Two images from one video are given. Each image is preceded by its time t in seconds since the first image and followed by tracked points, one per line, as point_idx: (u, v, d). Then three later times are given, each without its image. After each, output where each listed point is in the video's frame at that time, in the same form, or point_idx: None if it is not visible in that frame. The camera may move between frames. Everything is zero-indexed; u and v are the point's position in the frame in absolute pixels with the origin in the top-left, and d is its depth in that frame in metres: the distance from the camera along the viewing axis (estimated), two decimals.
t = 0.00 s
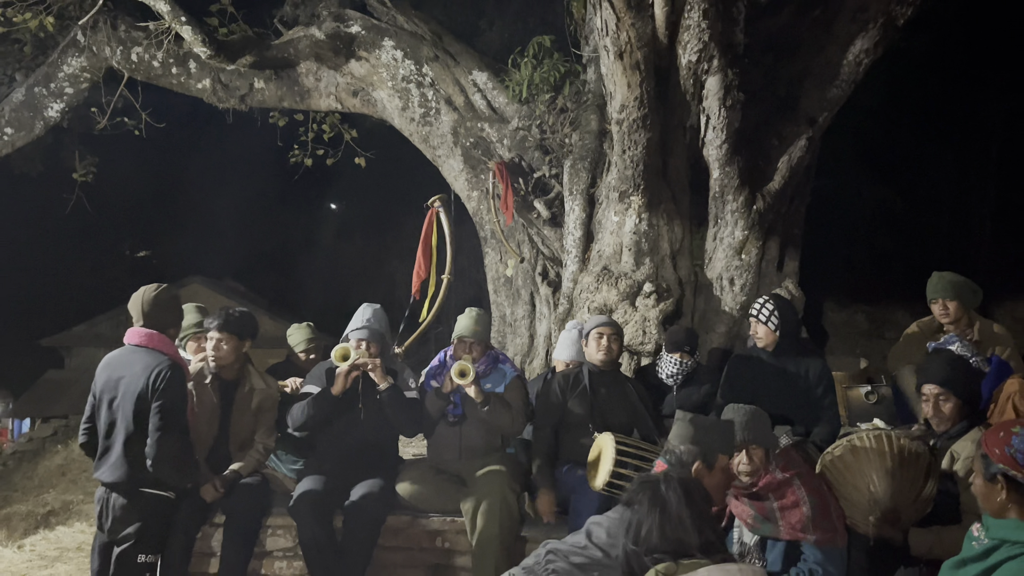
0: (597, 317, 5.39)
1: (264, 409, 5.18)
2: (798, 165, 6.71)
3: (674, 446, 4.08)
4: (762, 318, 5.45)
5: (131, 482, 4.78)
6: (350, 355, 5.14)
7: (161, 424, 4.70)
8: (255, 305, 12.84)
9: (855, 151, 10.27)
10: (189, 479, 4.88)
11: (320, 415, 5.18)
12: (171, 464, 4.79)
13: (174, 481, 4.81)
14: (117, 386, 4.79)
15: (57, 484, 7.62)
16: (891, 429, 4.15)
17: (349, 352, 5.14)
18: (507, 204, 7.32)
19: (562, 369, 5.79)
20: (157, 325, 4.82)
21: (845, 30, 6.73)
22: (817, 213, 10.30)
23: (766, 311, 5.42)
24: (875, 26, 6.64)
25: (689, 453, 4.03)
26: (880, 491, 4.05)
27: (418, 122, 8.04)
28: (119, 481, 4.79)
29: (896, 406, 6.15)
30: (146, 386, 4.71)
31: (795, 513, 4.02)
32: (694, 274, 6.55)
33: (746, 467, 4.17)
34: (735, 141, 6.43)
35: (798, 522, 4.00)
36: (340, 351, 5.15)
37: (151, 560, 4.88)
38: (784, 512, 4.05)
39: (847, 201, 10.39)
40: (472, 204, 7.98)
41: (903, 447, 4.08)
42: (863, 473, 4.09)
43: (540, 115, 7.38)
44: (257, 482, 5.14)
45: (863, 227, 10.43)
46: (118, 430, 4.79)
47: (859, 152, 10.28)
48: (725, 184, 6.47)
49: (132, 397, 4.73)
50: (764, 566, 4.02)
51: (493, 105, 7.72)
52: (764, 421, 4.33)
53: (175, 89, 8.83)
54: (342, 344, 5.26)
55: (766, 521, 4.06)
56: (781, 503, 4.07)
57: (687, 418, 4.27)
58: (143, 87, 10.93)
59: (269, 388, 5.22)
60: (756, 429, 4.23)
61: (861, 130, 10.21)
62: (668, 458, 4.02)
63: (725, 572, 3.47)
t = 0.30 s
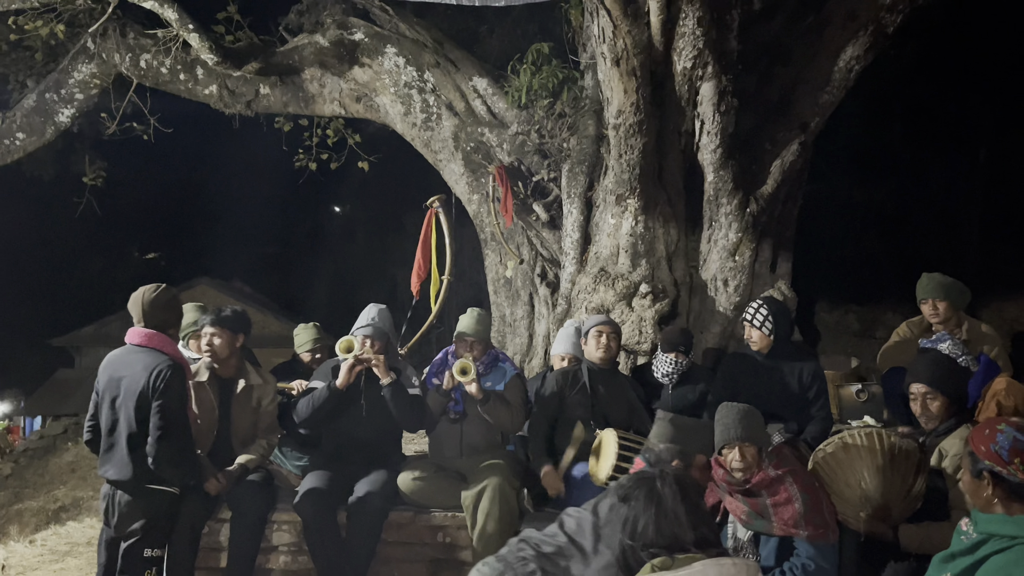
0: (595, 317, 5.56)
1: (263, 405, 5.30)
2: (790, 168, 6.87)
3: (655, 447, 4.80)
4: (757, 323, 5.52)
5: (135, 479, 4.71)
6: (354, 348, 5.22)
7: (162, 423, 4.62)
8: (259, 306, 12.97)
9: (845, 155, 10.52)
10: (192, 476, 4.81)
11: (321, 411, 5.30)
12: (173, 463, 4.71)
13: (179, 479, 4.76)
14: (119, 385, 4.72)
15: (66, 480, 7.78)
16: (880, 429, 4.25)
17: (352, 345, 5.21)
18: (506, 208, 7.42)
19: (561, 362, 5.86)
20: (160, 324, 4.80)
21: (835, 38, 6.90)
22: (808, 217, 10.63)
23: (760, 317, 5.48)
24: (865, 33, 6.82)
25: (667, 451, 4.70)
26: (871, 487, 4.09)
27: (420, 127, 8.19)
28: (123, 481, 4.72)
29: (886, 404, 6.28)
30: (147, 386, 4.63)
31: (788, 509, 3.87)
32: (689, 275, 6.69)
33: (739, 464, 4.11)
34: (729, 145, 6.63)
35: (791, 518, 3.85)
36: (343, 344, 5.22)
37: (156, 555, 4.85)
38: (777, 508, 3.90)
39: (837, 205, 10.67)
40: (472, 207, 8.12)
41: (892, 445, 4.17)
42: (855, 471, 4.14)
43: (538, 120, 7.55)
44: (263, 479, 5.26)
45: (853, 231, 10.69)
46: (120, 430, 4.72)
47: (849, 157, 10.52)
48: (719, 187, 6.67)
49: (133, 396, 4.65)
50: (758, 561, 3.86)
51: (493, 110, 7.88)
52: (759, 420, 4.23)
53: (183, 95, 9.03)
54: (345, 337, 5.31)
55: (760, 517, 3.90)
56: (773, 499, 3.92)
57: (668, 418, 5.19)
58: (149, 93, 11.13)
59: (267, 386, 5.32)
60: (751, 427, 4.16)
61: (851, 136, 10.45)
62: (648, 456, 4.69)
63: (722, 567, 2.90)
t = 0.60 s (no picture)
0: (595, 316, 5.55)
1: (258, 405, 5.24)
2: (790, 168, 6.88)
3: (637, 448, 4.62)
4: (759, 327, 5.45)
5: (130, 478, 4.70)
6: (358, 343, 5.25)
7: (156, 419, 4.62)
8: (259, 305, 12.98)
9: (844, 155, 10.51)
10: (187, 472, 4.82)
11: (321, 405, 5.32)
12: (167, 459, 4.71)
13: (173, 476, 4.76)
14: (112, 384, 4.72)
15: (65, 480, 7.79)
16: (881, 428, 4.17)
17: (357, 339, 5.26)
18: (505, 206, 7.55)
19: (560, 357, 5.86)
20: (152, 324, 4.80)
21: (834, 39, 6.93)
22: (809, 216, 10.59)
23: (759, 318, 5.44)
24: (864, 34, 6.84)
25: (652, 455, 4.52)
26: (870, 487, 4.07)
27: (419, 126, 8.20)
28: (118, 479, 4.71)
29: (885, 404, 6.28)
30: (141, 383, 4.64)
31: (788, 510, 3.86)
32: (688, 275, 6.70)
33: (738, 463, 4.10)
34: (728, 145, 6.63)
35: (790, 518, 3.84)
36: (347, 338, 5.26)
37: (154, 554, 4.81)
38: (776, 509, 3.89)
39: (837, 204, 10.65)
40: (471, 206, 8.12)
41: (892, 443, 4.10)
42: (854, 470, 4.10)
43: (538, 120, 7.55)
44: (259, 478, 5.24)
45: (853, 230, 10.69)
46: (114, 429, 4.72)
47: (849, 157, 10.52)
48: (719, 187, 6.68)
49: (127, 394, 4.66)
50: (757, 561, 3.88)
51: (492, 110, 7.87)
52: (758, 418, 4.18)
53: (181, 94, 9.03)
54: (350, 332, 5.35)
55: (759, 517, 3.90)
56: (773, 499, 3.92)
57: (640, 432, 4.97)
58: (148, 93, 11.14)
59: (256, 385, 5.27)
60: (750, 426, 4.12)
61: (850, 139, 10.48)
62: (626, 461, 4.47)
63: (722, 566, 2.63)
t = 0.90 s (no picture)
0: (594, 315, 5.59)
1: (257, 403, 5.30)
2: (789, 168, 6.89)
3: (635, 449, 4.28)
4: (764, 331, 5.40)
5: (128, 477, 4.72)
6: (361, 341, 5.28)
7: (151, 417, 4.60)
8: (260, 305, 12.96)
9: (842, 155, 10.58)
10: (185, 471, 4.82)
11: (323, 403, 5.33)
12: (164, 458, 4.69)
13: (172, 475, 4.76)
14: (108, 384, 4.73)
15: (67, 479, 7.79)
16: (881, 427, 4.23)
17: (360, 338, 5.29)
18: (506, 205, 7.55)
19: (559, 356, 5.86)
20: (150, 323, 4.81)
21: (833, 39, 6.94)
22: (807, 216, 10.72)
23: (767, 323, 5.39)
24: (863, 34, 6.86)
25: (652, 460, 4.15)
26: (871, 486, 4.08)
27: (419, 126, 8.20)
28: (118, 478, 4.71)
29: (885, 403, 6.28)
30: (137, 382, 4.64)
31: (788, 509, 3.87)
32: (688, 274, 6.71)
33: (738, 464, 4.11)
34: (728, 144, 6.64)
35: (791, 518, 3.85)
36: (351, 336, 5.30)
37: (153, 553, 4.81)
38: (777, 508, 3.90)
39: (835, 204, 10.74)
40: (471, 206, 8.13)
41: (892, 443, 4.15)
42: (855, 470, 4.12)
43: (538, 120, 7.56)
44: (258, 477, 5.23)
45: (852, 229, 10.74)
46: (112, 428, 4.73)
47: (847, 156, 10.58)
48: (719, 186, 6.69)
49: (123, 393, 4.66)
50: (758, 560, 3.86)
51: (492, 110, 7.88)
52: (760, 417, 4.18)
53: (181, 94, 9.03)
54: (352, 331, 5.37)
55: (761, 517, 3.91)
56: (774, 498, 3.93)
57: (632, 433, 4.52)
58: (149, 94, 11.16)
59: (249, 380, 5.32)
60: (751, 426, 4.11)
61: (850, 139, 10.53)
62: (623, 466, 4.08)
63: (720, 565, 2.83)
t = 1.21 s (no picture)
0: (597, 317, 5.54)
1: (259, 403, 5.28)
2: (790, 167, 6.88)
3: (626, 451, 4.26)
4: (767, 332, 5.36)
5: (128, 477, 4.71)
6: (359, 336, 5.22)
7: (151, 415, 4.61)
8: (261, 305, 12.97)
9: (843, 155, 10.58)
10: (184, 470, 4.83)
11: (322, 401, 5.30)
12: (164, 457, 4.70)
13: (172, 474, 4.76)
14: (106, 383, 4.74)
15: (69, 479, 7.80)
16: (882, 426, 4.20)
17: (358, 332, 5.23)
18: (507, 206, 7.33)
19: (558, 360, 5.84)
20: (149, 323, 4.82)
21: (834, 38, 6.92)
22: (807, 216, 10.71)
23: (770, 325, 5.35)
24: (864, 33, 6.81)
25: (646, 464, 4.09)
26: (872, 486, 4.08)
27: (420, 126, 8.21)
28: (116, 477, 4.71)
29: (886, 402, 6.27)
30: (135, 380, 4.64)
31: (789, 510, 3.86)
32: (689, 273, 6.71)
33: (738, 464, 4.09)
34: (729, 144, 6.61)
35: (792, 518, 3.85)
36: (348, 332, 5.23)
37: (154, 553, 4.81)
38: (778, 508, 3.89)
39: (836, 203, 10.74)
40: (472, 206, 8.14)
41: (893, 443, 4.12)
42: (856, 469, 4.11)
43: (538, 120, 7.56)
44: (259, 477, 5.21)
45: (852, 229, 10.75)
46: (111, 428, 4.73)
47: (847, 156, 10.58)
48: (720, 186, 6.65)
49: (122, 391, 4.66)
50: (758, 560, 3.85)
51: (492, 110, 7.87)
52: (761, 416, 4.13)
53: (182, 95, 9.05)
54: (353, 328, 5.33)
55: (762, 517, 3.91)
56: (775, 498, 3.92)
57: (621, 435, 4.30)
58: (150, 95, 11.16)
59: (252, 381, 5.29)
60: (752, 426, 4.06)
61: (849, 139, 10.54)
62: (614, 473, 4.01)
63: (723, 565, 2.82)
